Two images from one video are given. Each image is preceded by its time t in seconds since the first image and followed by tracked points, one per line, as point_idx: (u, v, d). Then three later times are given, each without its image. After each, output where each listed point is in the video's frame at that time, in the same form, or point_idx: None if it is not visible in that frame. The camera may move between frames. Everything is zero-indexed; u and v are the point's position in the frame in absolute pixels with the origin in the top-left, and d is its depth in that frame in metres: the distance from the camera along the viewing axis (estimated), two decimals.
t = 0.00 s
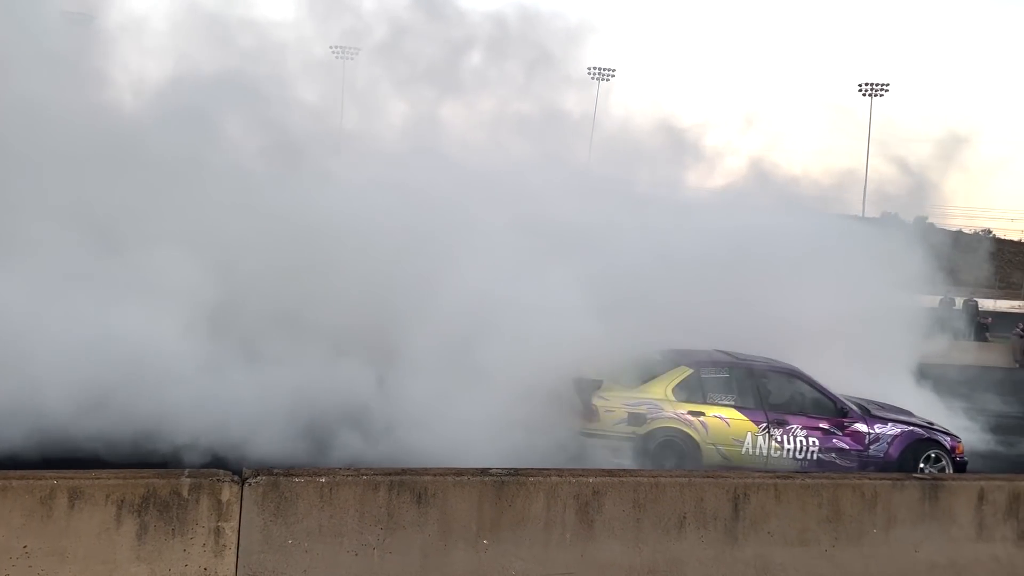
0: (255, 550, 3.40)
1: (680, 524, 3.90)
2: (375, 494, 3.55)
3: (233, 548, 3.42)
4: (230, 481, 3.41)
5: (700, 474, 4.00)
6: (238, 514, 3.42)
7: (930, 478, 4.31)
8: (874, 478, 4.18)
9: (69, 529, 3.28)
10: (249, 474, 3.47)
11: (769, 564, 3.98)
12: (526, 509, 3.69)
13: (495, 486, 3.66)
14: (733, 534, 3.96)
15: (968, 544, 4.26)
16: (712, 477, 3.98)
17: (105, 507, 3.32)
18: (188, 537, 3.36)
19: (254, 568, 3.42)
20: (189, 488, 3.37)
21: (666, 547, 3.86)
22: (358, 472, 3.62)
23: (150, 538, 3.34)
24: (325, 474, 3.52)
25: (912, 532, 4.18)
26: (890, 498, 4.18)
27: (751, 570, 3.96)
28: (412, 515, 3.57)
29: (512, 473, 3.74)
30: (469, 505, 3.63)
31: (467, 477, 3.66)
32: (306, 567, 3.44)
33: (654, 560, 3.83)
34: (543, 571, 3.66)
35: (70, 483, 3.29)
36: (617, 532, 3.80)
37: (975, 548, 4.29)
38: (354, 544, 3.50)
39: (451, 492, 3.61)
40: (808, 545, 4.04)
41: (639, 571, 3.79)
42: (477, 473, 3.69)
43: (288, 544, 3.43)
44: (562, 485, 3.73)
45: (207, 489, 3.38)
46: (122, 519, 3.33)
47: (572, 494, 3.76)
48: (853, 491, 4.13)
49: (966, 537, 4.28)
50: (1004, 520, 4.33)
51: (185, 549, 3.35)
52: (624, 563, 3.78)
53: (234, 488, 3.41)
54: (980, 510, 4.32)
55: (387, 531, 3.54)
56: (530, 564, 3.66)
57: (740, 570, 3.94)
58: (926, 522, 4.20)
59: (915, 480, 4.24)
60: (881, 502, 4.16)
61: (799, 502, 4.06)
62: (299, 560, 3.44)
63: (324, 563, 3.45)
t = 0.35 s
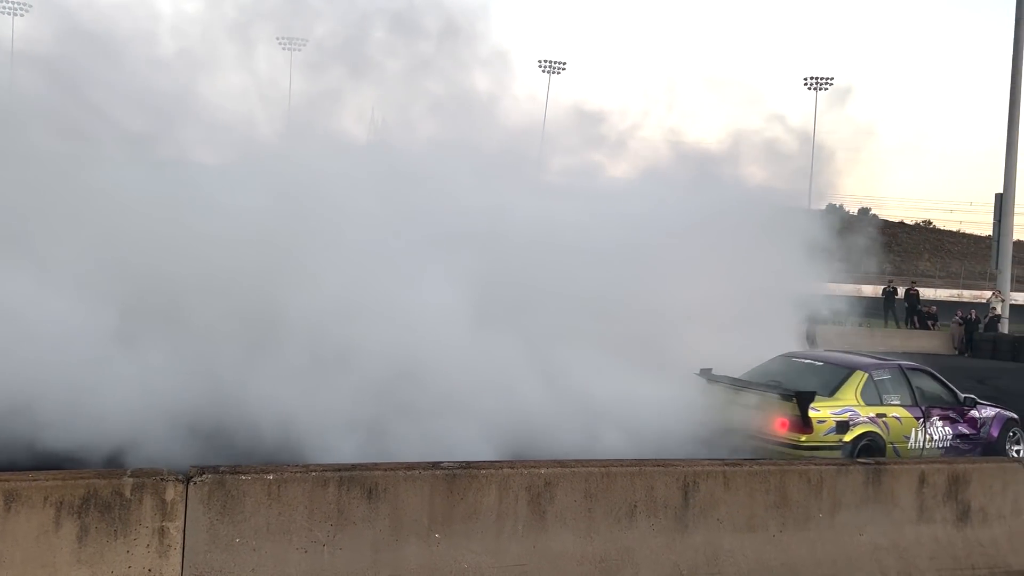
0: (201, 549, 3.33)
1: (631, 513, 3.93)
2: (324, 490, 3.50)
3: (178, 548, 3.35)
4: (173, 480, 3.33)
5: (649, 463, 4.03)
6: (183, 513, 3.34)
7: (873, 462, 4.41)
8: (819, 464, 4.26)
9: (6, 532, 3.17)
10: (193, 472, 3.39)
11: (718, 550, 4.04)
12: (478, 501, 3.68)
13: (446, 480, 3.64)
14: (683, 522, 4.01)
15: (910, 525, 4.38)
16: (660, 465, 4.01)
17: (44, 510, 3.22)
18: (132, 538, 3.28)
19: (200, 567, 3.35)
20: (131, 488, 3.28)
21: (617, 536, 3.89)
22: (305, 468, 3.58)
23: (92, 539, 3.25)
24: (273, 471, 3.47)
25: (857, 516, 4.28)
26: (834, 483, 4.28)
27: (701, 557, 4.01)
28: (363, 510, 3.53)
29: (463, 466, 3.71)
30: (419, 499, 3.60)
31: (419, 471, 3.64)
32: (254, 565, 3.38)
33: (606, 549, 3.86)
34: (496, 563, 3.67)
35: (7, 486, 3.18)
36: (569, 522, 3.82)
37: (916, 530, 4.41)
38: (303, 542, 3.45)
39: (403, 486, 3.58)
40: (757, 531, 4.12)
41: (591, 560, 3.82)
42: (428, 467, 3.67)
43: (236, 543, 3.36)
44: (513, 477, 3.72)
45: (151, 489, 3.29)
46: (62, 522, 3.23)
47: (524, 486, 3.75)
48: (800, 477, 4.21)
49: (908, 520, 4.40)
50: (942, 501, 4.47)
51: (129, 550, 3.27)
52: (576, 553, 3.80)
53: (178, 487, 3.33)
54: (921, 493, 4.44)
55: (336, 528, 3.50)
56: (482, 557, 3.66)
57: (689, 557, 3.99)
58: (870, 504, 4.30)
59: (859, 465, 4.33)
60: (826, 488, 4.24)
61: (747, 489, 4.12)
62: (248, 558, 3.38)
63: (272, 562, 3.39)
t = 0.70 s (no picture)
0: (150, 552, 3.26)
1: (587, 504, 3.96)
2: (277, 489, 3.45)
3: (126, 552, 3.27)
4: (120, 482, 3.26)
5: (604, 454, 4.05)
6: (131, 516, 3.27)
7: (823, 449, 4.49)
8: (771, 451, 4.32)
9: None
10: (141, 473, 3.32)
11: (672, 539, 4.09)
12: (433, 497, 3.67)
13: (402, 476, 3.61)
14: (637, 512, 4.05)
15: (858, 509, 4.49)
16: (616, 456, 4.04)
17: None
18: (78, 543, 3.20)
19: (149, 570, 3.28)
20: (76, 492, 3.19)
21: (573, 528, 3.91)
22: (256, 467, 3.52)
23: (36, 545, 3.16)
24: (225, 471, 3.41)
25: (806, 501, 4.38)
26: (786, 470, 4.36)
27: (655, 546, 4.05)
28: (317, 508, 3.49)
29: (418, 461, 3.69)
30: (374, 496, 3.57)
31: (374, 467, 3.60)
32: (206, 566, 3.33)
33: (562, 540, 3.87)
34: (452, 558, 3.66)
35: None
36: (525, 515, 3.83)
37: (865, 514, 4.52)
38: (256, 542, 3.40)
39: (358, 484, 3.55)
40: (709, 519, 4.18)
41: (547, 552, 3.83)
42: (383, 463, 3.63)
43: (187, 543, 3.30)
44: (469, 471, 3.71)
45: (97, 492, 3.21)
46: (4, 528, 3.13)
47: (480, 480, 3.74)
48: (753, 465, 4.27)
49: (857, 504, 4.50)
50: (889, 484, 4.59)
51: (75, 555, 3.18)
52: (532, 545, 3.81)
53: (126, 490, 3.25)
54: (868, 478, 4.55)
55: (290, 527, 3.46)
56: (439, 552, 3.65)
57: (644, 546, 4.03)
58: (818, 490, 4.40)
59: (809, 452, 4.41)
60: (777, 475, 4.32)
61: (700, 477, 4.18)
62: (199, 560, 3.32)
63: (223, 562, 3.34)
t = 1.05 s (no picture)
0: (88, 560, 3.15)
1: (536, 497, 3.96)
2: (221, 491, 3.38)
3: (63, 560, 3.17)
4: (55, 489, 3.15)
5: (553, 446, 4.05)
6: (68, 523, 3.17)
7: (767, 436, 4.57)
8: (717, 439, 4.38)
9: None
10: (77, 478, 3.21)
11: (621, 529, 4.11)
12: (381, 495, 3.63)
13: (349, 474, 3.56)
14: (586, 503, 4.06)
15: (802, 494, 4.58)
16: (565, 448, 4.04)
17: None
18: (11, 554, 3.08)
19: None
20: (8, 500, 3.08)
21: (523, 521, 3.91)
22: (199, 468, 3.44)
23: None
24: (165, 474, 3.32)
25: (752, 488, 4.45)
26: (732, 458, 4.42)
27: (605, 537, 4.07)
28: (262, 510, 3.42)
29: (366, 459, 3.64)
30: (321, 495, 3.52)
31: (321, 466, 3.55)
32: (148, 572, 3.25)
33: (513, 534, 3.87)
34: (402, 557, 3.62)
35: None
36: (474, 510, 3.81)
37: (808, 499, 4.61)
38: (200, 546, 3.33)
39: (304, 484, 3.49)
40: (658, 508, 4.22)
41: (497, 546, 3.82)
42: (330, 462, 3.58)
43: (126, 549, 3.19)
44: (417, 468, 3.68)
45: (30, 499, 3.10)
46: None
47: (429, 477, 3.71)
48: (699, 453, 4.33)
49: (800, 489, 4.59)
50: (832, 470, 4.69)
51: (8, 565, 3.07)
52: (482, 540, 3.80)
53: (61, 496, 3.14)
54: (811, 463, 4.64)
55: (235, 529, 3.38)
56: (388, 551, 3.61)
57: (594, 538, 4.04)
58: (763, 477, 4.47)
59: (753, 439, 4.48)
60: (723, 462, 4.38)
61: (647, 467, 4.21)
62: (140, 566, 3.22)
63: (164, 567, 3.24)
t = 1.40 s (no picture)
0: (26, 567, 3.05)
1: (490, 491, 3.95)
2: (166, 493, 3.29)
3: None
4: None
5: (506, 439, 4.04)
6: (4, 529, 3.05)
7: (717, 424, 4.62)
8: (669, 428, 4.41)
9: None
10: (13, 483, 3.10)
11: (574, 520, 4.12)
12: (332, 493, 3.58)
13: (298, 473, 3.51)
14: (539, 495, 4.07)
15: (752, 481, 4.64)
16: (518, 441, 4.03)
17: None
18: None
19: None
20: None
21: (476, 515, 3.90)
22: (142, 469, 3.35)
23: None
24: (107, 476, 3.23)
25: (703, 476, 4.50)
26: (684, 446, 4.46)
27: (559, 528, 4.08)
28: (210, 510, 3.35)
29: (316, 457, 3.59)
30: (269, 495, 3.46)
31: (269, 465, 3.49)
32: None
33: (466, 528, 3.85)
34: (353, 555, 3.58)
35: None
36: (427, 505, 3.79)
37: (759, 485, 4.68)
38: (145, 549, 3.24)
39: (252, 483, 3.43)
40: (611, 498, 4.25)
41: (451, 541, 3.80)
42: (279, 460, 3.52)
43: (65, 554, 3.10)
44: (369, 465, 3.64)
45: None
46: None
47: (380, 473, 3.68)
48: (651, 443, 4.36)
49: (751, 476, 4.66)
50: (781, 456, 4.77)
51: None
52: (435, 536, 3.77)
53: None
54: (761, 450, 4.71)
55: (181, 531, 3.31)
56: (340, 549, 3.56)
57: (548, 529, 4.05)
58: (714, 465, 4.53)
59: (704, 427, 4.53)
60: (675, 451, 4.42)
61: (600, 457, 4.23)
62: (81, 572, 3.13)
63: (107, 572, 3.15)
